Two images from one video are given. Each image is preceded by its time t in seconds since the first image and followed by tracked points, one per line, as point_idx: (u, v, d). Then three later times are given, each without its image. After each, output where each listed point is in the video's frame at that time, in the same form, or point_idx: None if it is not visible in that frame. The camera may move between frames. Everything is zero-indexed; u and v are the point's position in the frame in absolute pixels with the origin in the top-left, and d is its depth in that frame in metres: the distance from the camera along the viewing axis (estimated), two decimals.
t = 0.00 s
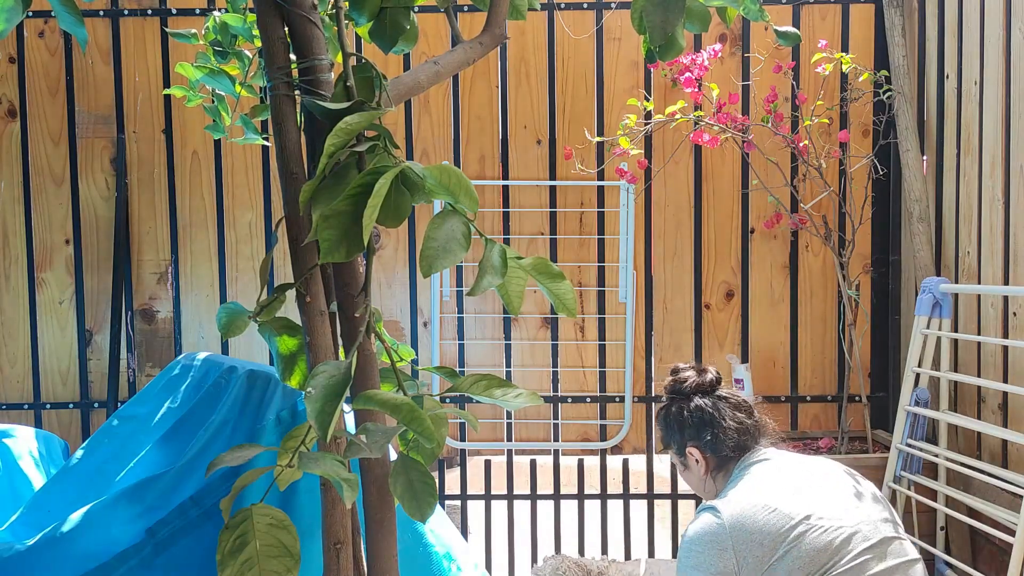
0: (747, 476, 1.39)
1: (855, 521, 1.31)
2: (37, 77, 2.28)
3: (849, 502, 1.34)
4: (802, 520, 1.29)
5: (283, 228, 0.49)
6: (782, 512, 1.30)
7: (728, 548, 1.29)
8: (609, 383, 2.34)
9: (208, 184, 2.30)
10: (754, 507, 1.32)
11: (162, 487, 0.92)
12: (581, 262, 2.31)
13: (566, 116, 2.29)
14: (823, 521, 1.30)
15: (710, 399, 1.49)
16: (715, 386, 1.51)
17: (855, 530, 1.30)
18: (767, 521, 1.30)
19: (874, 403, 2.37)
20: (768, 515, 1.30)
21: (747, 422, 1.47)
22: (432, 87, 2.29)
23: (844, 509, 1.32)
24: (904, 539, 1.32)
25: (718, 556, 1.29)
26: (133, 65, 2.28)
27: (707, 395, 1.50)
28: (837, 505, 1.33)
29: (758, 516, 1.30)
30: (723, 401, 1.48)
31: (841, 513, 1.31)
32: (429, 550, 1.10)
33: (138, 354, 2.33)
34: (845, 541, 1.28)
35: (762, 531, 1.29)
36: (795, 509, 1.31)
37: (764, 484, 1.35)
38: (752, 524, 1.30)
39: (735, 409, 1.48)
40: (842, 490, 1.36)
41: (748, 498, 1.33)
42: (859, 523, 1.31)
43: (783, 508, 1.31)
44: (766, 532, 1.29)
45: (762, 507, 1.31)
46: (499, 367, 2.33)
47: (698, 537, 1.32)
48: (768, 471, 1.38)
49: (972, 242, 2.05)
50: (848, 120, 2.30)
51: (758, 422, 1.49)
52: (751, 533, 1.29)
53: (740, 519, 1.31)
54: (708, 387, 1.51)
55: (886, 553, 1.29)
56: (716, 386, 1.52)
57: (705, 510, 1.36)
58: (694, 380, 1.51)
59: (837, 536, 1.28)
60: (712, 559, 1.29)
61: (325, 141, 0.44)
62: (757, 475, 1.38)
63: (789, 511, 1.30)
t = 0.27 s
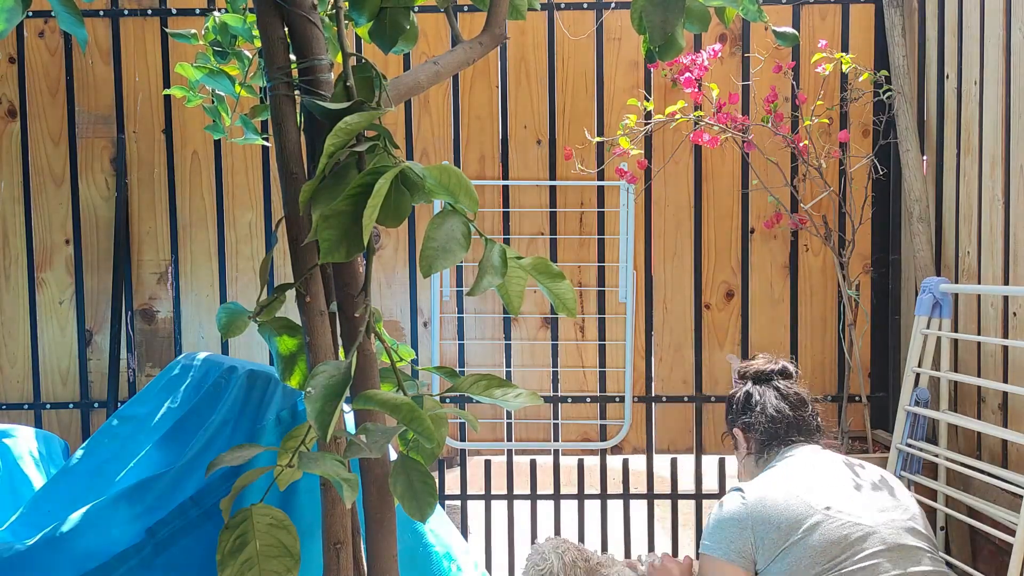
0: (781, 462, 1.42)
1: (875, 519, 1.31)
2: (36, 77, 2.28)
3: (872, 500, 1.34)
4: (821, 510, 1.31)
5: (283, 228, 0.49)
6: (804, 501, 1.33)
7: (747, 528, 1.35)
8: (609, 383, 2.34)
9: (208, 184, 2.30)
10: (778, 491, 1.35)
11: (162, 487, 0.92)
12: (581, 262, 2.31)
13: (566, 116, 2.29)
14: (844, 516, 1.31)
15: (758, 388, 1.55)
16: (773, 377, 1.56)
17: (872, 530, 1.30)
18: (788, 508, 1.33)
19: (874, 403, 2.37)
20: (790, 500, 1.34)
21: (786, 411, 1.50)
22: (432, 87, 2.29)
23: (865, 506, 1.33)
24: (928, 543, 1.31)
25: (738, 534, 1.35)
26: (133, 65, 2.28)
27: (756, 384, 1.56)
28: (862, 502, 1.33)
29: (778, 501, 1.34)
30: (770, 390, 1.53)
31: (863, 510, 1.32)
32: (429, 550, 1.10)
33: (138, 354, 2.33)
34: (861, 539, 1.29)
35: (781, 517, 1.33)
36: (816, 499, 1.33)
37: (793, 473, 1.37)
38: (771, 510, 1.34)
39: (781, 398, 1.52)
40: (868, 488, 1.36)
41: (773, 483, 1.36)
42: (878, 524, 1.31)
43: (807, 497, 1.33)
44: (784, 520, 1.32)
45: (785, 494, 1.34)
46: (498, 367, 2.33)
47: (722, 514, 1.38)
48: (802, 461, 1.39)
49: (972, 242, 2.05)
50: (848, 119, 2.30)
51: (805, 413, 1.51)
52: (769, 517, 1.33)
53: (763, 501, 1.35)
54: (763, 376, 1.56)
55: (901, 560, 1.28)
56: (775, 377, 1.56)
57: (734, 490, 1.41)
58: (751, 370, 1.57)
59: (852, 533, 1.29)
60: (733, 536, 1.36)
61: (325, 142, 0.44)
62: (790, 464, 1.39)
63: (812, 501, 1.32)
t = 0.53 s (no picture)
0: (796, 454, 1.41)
1: (885, 518, 1.32)
2: (36, 77, 2.28)
3: (881, 499, 1.35)
4: (831, 502, 1.31)
5: (283, 228, 0.49)
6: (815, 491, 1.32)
7: (752, 509, 1.34)
8: (609, 383, 2.34)
9: (208, 184, 2.30)
10: (788, 479, 1.35)
11: (162, 487, 0.92)
12: (581, 262, 2.31)
13: (566, 116, 2.29)
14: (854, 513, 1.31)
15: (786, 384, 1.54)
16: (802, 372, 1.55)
17: (880, 528, 1.30)
18: (795, 496, 1.32)
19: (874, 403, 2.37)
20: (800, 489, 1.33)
21: (810, 408, 1.50)
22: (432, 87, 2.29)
23: (876, 505, 1.33)
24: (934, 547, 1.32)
25: (743, 513, 1.34)
26: (133, 65, 2.28)
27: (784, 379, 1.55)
28: (873, 501, 1.34)
29: (786, 488, 1.33)
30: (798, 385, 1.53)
31: (873, 508, 1.32)
32: (429, 550, 1.10)
33: (138, 354, 2.33)
34: (868, 536, 1.29)
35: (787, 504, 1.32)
36: (828, 490, 1.32)
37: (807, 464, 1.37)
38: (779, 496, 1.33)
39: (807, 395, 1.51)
40: (878, 487, 1.36)
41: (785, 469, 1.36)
42: (886, 523, 1.31)
43: (818, 487, 1.33)
44: (791, 507, 1.32)
45: (795, 481, 1.34)
46: (499, 367, 2.33)
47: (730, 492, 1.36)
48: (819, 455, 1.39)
49: (972, 242, 2.05)
50: (848, 119, 2.30)
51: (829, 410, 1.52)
52: (775, 503, 1.33)
53: (772, 485, 1.34)
54: (791, 372, 1.56)
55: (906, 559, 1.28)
56: (803, 373, 1.56)
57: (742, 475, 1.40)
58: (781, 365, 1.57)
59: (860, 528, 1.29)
60: (738, 514, 1.34)
61: (325, 142, 0.44)
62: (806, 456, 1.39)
63: (824, 491, 1.32)
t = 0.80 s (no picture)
0: (815, 460, 1.42)
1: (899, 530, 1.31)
2: (36, 77, 2.28)
3: (899, 513, 1.33)
4: (844, 517, 1.32)
5: (283, 228, 0.49)
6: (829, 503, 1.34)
7: (763, 518, 1.39)
8: (609, 383, 2.34)
9: (208, 184, 2.30)
10: (801, 491, 1.37)
11: (162, 487, 0.92)
12: (581, 262, 2.31)
13: (566, 116, 2.29)
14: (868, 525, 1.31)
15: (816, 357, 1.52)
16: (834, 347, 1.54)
17: (895, 543, 1.29)
18: (807, 508, 1.35)
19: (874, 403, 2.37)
20: (812, 502, 1.35)
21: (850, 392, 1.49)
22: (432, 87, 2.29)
23: (892, 518, 1.33)
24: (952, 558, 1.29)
25: (753, 523, 1.39)
26: (133, 65, 2.28)
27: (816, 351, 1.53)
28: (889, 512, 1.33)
29: (801, 499, 1.36)
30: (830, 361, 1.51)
31: (890, 520, 1.32)
32: (429, 550, 1.10)
33: (138, 354, 2.33)
34: (883, 551, 1.29)
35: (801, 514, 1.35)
36: (841, 505, 1.33)
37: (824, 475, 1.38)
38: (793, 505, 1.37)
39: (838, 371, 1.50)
40: (895, 499, 1.35)
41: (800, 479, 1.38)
42: (902, 538, 1.30)
43: (833, 500, 1.34)
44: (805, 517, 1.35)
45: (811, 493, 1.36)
46: (499, 367, 2.33)
47: (741, 501, 1.42)
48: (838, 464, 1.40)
49: (972, 243, 2.05)
50: (848, 119, 2.30)
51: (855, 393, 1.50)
52: (786, 514, 1.37)
53: (782, 496, 1.38)
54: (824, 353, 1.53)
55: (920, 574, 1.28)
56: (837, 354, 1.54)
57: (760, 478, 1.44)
58: (811, 337, 1.55)
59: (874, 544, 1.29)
60: (748, 524, 1.40)
61: (325, 141, 0.44)
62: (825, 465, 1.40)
63: (838, 504, 1.34)
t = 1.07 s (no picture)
0: (841, 466, 1.31)
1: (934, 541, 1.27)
2: (36, 77, 2.28)
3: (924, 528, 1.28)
4: (876, 540, 1.24)
5: (283, 228, 0.49)
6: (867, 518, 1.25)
7: (788, 536, 1.26)
8: (609, 383, 2.34)
9: (208, 184, 2.30)
10: (829, 506, 1.25)
11: (162, 487, 0.92)
12: (581, 262, 2.31)
13: (566, 116, 2.29)
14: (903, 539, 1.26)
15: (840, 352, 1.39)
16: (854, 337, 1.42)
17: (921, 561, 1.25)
18: (837, 527, 1.24)
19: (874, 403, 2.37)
20: (843, 521, 1.25)
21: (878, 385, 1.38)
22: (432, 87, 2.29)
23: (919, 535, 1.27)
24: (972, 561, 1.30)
25: (776, 539, 1.26)
26: (133, 65, 2.28)
27: (838, 344, 1.39)
28: (922, 523, 1.28)
29: (833, 519, 1.24)
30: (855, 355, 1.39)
31: (917, 539, 1.26)
32: (429, 550, 1.10)
33: (138, 354, 2.33)
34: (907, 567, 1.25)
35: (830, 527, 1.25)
36: (875, 527, 1.25)
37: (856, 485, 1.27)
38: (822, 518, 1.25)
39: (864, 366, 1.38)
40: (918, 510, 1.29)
41: (832, 490, 1.26)
42: (927, 554, 1.26)
43: (870, 513, 1.25)
44: (837, 531, 1.24)
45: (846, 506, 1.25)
46: (499, 367, 2.33)
47: (762, 514, 1.28)
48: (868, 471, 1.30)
49: (972, 242, 2.05)
50: (848, 119, 2.30)
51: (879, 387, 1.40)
52: (813, 531, 1.25)
53: (809, 511, 1.25)
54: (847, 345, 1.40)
55: None
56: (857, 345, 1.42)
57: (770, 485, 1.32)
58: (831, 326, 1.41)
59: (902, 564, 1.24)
60: (769, 538, 1.27)
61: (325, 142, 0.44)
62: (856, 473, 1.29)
63: (875, 517, 1.25)
